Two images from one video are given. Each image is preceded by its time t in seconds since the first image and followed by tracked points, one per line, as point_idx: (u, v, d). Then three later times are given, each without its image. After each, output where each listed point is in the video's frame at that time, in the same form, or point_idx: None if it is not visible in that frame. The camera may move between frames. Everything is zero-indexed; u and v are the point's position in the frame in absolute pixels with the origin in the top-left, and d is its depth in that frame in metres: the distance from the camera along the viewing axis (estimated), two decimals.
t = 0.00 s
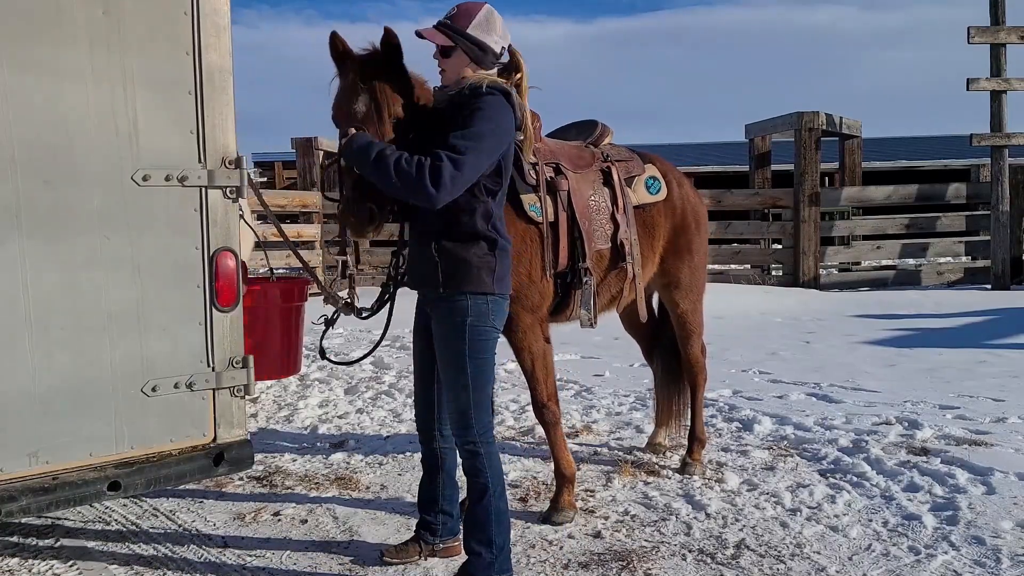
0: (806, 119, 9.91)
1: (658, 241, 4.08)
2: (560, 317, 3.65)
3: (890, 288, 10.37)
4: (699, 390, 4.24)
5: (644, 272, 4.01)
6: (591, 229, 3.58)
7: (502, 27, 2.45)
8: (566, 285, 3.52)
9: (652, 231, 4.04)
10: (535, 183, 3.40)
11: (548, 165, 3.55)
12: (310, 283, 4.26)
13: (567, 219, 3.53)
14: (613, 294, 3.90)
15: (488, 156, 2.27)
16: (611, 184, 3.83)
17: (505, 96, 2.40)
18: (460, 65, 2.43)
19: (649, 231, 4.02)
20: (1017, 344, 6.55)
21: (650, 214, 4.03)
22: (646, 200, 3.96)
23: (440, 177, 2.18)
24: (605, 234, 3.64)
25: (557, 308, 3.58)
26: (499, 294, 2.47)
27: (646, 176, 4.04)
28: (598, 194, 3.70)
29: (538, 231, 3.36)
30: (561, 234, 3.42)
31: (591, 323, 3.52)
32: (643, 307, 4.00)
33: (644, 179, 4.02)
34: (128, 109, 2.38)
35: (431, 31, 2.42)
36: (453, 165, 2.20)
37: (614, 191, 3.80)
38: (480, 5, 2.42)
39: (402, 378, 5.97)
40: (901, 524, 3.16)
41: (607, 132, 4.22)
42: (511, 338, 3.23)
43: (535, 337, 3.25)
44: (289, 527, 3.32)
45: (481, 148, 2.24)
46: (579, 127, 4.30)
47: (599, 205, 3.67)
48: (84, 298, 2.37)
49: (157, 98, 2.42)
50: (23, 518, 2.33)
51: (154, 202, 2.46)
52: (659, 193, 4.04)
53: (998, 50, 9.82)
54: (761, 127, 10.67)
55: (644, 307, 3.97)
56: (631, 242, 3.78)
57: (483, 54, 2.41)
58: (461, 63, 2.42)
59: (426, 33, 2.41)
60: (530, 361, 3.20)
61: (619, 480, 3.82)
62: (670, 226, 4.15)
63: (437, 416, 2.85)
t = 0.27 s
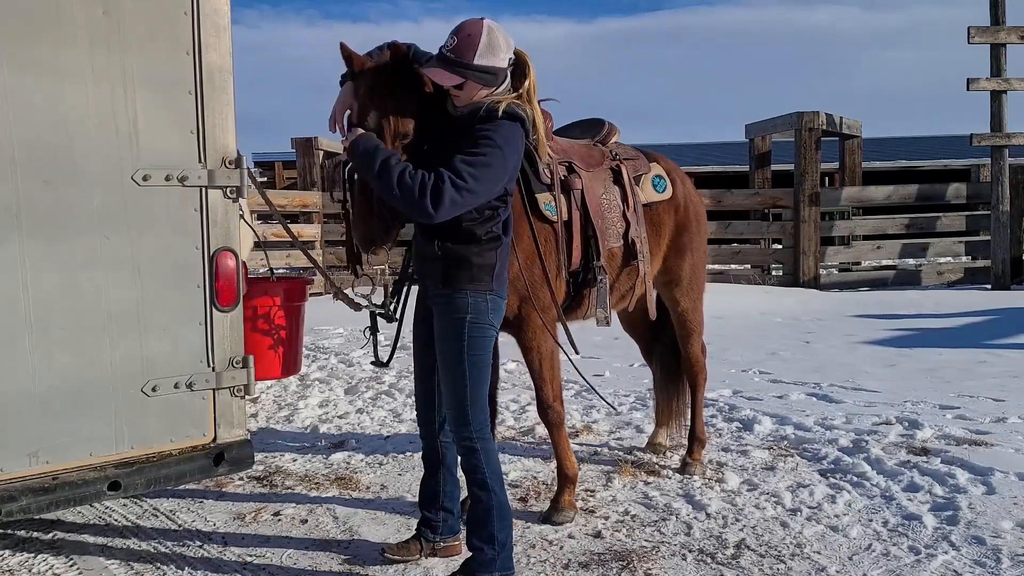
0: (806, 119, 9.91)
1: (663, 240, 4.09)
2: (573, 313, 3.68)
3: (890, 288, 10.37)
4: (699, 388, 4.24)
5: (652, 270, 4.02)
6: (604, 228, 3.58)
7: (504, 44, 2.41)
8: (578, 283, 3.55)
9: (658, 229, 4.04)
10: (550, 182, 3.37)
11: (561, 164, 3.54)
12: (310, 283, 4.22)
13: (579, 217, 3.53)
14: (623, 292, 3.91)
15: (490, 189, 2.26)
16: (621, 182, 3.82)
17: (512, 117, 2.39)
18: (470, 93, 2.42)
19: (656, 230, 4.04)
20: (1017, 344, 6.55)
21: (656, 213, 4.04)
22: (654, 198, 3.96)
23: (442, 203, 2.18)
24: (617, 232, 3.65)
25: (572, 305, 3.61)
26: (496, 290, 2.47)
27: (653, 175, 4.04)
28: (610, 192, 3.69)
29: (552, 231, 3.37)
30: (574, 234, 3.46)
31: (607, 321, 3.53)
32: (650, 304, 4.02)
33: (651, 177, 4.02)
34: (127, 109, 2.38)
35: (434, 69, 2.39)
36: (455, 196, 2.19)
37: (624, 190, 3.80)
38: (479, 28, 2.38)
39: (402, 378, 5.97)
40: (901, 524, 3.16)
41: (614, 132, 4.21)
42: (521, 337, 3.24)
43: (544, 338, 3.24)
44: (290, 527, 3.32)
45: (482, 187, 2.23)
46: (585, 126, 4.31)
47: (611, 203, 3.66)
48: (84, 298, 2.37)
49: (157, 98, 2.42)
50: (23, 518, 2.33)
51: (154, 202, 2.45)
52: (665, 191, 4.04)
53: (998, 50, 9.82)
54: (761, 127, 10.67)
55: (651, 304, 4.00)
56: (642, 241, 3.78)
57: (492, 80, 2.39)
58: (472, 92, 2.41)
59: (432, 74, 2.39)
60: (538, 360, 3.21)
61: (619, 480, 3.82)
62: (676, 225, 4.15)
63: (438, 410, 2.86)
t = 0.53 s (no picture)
0: (806, 119, 9.91)
1: (665, 240, 4.08)
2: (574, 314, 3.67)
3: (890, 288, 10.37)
4: (700, 389, 4.24)
5: (654, 270, 4.01)
6: (606, 227, 3.57)
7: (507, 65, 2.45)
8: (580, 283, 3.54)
9: (660, 229, 4.04)
10: (552, 182, 3.38)
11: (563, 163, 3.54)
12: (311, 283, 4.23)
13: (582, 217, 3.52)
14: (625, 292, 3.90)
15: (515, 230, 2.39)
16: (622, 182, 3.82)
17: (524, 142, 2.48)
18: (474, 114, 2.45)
19: (657, 230, 4.03)
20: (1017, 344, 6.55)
21: (658, 213, 4.03)
22: (655, 198, 3.96)
23: (477, 261, 2.33)
24: (619, 232, 3.64)
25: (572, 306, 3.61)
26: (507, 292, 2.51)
27: (655, 175, 4.04)
28: (611, 192, 3.68)
29: (553, 230, 3.34)
30: (575, 233, 3.43)
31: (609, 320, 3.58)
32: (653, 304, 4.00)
33: (652, 177, 4.02)
34: (127, 109, 2.38)
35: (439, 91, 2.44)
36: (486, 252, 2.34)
37: (625, 190, 3.81)
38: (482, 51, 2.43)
39: (402, 378, 5.97)
40: (901, 524, 3.16)
41: (615, 131, 4.21)
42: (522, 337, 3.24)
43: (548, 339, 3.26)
44: (290, 527, 3.32)
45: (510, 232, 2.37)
46: (587, 126, 4.30)
47: (613, 203, 3.66)
48: (84, 298, 2.37)
49: (156, 98, 2.42)
50: (23, 518, 2.33)
51: (154, 202, 2.45)
52: (667, 191, 4.04)
53: (998, 50, 9.82)
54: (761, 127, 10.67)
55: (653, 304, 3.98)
56: (643, 241, 3.78)
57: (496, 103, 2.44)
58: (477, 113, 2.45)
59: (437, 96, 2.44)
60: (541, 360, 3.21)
61: (619, 480, 3.82)
62: (677, 225, 4.15)
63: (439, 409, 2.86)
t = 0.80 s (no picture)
0: (806, 119, 9.91)
1: (663, 240, 4.08)
2: (570, 314, 3.68)
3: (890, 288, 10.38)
4: (699, 391, 4.23)
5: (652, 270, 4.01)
6: (600, 227, 3.57)
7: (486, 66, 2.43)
8: (574, 284, 3.55)
9: (657, 229, 4.04)
10: (544, 182, 3.37)
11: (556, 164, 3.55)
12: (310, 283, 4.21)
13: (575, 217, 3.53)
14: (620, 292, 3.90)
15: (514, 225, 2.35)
16: (618, 182, 3.82)
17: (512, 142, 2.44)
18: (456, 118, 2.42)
19: (655, 230, 4.03)
20: (1017, 344, 6.56)
21: (655, 213, 4.03)
22: (652, 198, 3.96)
23: (478, 262, 2.31)
24: (614, 232, 3.64)
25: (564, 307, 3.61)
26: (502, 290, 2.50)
27: (653, 175, 4.04)
28: (606, 192, 3.69)
29: (546, 230, 3.34)
30: (569, 232, 3.43)
31: (601, 320, 3.64)
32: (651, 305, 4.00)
33: (650, 177, 4.02)
34: (127, 109, 2.38)
35: (420, 96, 2.40)
36: (488, 252, 2.30)
37: (621, 189, 3.80)
38: (460, 53, 2.40)
39: (402, 378, 5.97)
40: (901, 524, 3.17)
41: (614, 131, 4.21)
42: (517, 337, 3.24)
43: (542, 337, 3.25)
44: (289, 527, 3.32)
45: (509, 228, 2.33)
46: (585, 126, 4.30)
47: (607, 203, 3.66)
48: (84, 298, 2.37)
49: (156, 98, 2.42)
50: (23, 519, 2.33)
51: (154, 202, 2.46)
52: (664, 191, 4.04)
53: (998, 50, 9.82)
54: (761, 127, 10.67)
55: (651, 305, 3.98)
56: (638, 240, 3.77)
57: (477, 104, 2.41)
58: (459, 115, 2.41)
59: (418, 103, 2.40)
60: (537, 359, 3.20)
61: (619, 480, 3.82)
62: (676, 225, 4.15)
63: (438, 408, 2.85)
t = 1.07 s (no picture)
0: (806, 119, 9.91)
1: (662, 240, 4.09)
2: (572, 314, 3.67)
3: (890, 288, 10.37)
4: (699, 391, 4.23)
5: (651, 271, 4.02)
6: (601, 228, 3.57)
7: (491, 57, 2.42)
8: (575, 284, 3.55)
9: (656, 230, 4.04)
10: (547, 182, 3.38)
11: (558, 164, 3.55)
12: (310, 283, 4.20)
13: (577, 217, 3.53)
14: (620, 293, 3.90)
15: (488, 223, 2.34)
16: (619, 183, 3.81)
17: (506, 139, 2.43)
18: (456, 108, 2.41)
19: (654, 231, 4.04)
20: (1017, 344, 6.56)
21: (654, 214, 4.04)
22: (651, 199, 3.97)
23: (443, 252, 2.29)
24: (615, 232, 3.64)
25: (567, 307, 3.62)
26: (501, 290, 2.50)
27: (652, 176, 4.04)
28: (607, 193, 3.69)
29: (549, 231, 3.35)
30: (571, 233, 3.43)
31: (603, 321, 3.60)
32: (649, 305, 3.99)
33: (649, 178, 4.02)
34: (127, 109, 2.37)
35: (421, 84, 2.41)
36: (454, 243, 2.29)
37: (622, 189, 3.79)
38: (464, 43, 2.40)
39: (402, 378, 5.97)
40: (901, 524, 3.16)
41: (613, 131, 4.22)
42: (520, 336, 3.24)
43: (544, 337, 3.24)
44: (289, 527, 3.32)
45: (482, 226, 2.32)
46: (585, 126, 4.30)
47: (608, 204, 3.67)
48: (84, 298, 2.37)
49: (156, 98, 2.42)
50: (23, 519, 2.33)
51: (154, 202, 2.45)
52: (664, 192, 4.05)
53: (998, 50, 9.82)
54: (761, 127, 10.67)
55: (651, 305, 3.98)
56: (639, 241, 3.78)
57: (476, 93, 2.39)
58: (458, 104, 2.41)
59: (420, 89, 2.41)
60: (539, 359, 3.20)
61: (619, 480, 3.82)
62: (675, 225, 4.15)
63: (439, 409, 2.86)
